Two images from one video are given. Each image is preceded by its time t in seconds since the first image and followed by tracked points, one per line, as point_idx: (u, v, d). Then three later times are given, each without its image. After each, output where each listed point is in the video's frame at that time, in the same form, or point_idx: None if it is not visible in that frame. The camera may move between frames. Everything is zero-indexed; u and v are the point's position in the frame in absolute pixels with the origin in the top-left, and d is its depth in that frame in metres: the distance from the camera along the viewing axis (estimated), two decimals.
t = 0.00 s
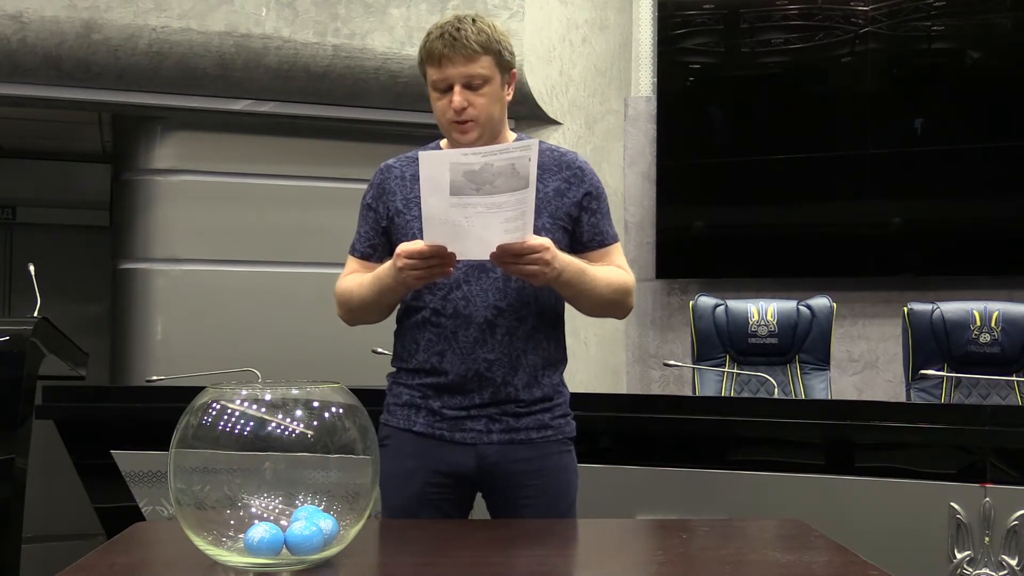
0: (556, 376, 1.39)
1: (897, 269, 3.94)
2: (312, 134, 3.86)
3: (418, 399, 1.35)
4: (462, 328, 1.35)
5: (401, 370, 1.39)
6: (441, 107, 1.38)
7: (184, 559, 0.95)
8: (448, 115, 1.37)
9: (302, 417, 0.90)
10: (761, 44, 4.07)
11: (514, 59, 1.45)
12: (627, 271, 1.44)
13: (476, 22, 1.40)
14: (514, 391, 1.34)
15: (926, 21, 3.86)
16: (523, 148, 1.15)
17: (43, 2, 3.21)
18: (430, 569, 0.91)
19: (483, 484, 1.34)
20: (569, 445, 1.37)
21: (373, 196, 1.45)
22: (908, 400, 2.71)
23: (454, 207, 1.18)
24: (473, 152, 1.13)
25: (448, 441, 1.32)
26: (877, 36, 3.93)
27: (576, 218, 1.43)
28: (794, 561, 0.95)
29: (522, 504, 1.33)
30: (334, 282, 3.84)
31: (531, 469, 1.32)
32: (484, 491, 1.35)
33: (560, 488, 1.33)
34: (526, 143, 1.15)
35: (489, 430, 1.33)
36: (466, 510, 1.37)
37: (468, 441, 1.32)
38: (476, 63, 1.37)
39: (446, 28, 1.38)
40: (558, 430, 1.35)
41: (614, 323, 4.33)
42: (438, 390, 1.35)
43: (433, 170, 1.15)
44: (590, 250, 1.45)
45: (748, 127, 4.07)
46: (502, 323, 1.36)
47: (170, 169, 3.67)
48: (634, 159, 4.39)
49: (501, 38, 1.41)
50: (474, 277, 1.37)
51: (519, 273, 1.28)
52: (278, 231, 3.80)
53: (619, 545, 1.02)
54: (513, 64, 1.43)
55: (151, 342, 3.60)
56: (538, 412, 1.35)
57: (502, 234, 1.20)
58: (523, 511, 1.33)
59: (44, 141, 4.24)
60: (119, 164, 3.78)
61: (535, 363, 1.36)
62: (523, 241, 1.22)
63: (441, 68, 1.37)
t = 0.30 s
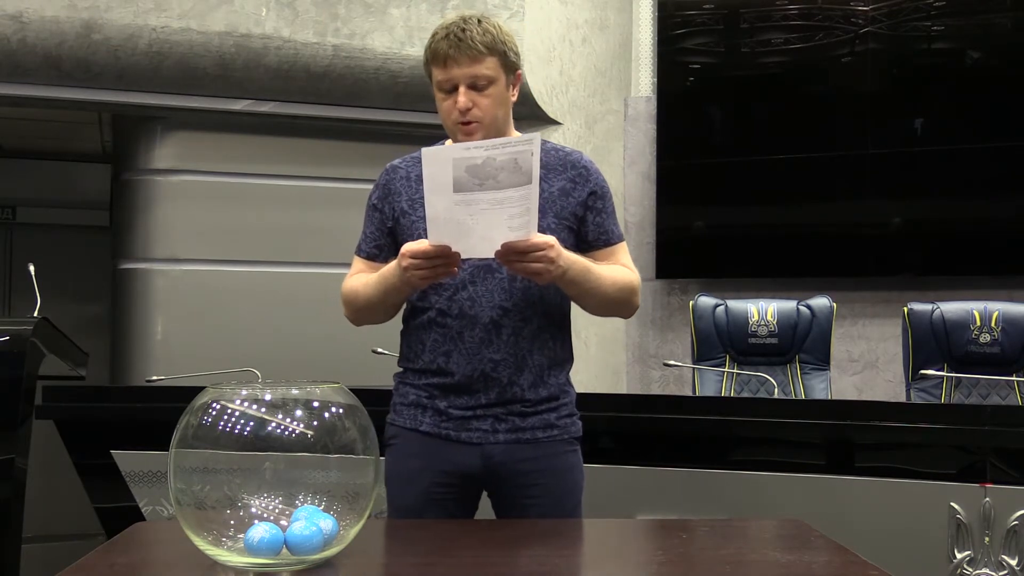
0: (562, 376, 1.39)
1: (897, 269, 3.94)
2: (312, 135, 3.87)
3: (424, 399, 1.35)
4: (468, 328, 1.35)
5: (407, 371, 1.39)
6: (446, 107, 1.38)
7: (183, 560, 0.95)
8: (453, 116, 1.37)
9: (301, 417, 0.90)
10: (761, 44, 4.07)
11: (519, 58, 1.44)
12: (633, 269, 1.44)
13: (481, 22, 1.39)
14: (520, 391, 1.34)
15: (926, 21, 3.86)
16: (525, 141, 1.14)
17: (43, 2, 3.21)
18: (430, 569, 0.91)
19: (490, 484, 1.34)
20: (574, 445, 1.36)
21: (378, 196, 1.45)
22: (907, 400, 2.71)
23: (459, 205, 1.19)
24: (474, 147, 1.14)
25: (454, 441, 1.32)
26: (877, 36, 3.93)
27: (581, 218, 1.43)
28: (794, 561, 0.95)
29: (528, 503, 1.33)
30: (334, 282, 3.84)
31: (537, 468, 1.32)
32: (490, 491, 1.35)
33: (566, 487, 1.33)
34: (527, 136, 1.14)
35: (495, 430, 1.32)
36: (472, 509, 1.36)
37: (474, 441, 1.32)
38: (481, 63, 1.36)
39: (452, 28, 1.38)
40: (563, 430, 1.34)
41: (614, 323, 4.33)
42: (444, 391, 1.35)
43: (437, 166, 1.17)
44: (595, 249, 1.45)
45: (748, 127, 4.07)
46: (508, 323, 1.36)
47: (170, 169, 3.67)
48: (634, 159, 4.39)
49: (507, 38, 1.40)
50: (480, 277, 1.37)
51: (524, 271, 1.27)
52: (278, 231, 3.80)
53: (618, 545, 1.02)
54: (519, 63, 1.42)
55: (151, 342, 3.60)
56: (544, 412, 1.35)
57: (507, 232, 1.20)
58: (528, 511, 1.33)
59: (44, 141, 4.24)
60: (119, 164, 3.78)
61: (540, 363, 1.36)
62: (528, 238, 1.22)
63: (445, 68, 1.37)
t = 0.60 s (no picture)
0: (567, 376, 1.38)
1: (898, 269, 3.94)
2: (311, 135, 3.87)
3: (428, 398, 1.35)
4: (473, 327, 1.35)
5: (412, 370, 1.40)
6: (451, 99, 1.38)
7: (184, 560, 0.95)
8: (458, 107, 1.37)
9: (302, 417, 0.90)
10: (761, 44, 4.07)
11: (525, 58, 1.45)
12: (639, 269, 1.44)
13: (489, 19, 1.41)
14: (524, 391, 1.34)
15: (926, 21, 3.86)
16: (537, 142, 1.18)
17: (43, 2, 3.21)
18: (430, 568, 0.91)
19: (493, 483, 1.34)
20: (578, 445, 1.36)
21: (381, 197, 1.45)
22: (908, 401, 2.71)
23: (471, 207, 1.22)
24: (486, 148, 1.17)
25: (458, 441, 1.32)
26: (877, 36, 3.93)
27: (586, 217, 1.43)
28: (794, 561, 0.95)
29: (532, 503, 1.33)
30: (334, 282, 3.84)
31: (540, 468, 1.32)
32: (494, 490, 1.35)
33: (570, 487, 1.33)
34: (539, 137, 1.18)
35: (498, 429, 1.32)
36: (474, 509, 1.37)
37: (477, 440, 1.32)
38: (487, 55, 1.37)
39: (460, 22, 1.39)
40: (567, 429, 1.34)
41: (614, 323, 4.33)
42: (448, 390, 1.35)
43: (450, 169, 1.20)
44: (601, 249, 1.44)
45: (748, 127, 4.07)
46: (512, 322, 1.35)
47: (170, 169, 3.67)
48: (634, 159, 4.39)
49: (514, 35, 1.41)
50: (484, 276, 1.37)
51: (535, 271, 1.26)
52: (278, 231, 3.80)
53: (618, 545, 1.02)
54: (525, 62, 1.43)
55: (151, 342, 3.60)
56: (548, 411, 1.34)
57: (518, 232, 1.22)
58: (532, 511, 1.33)
59: (44, 141, 4.24)
60: (119, 164, 3.78)
61: (545, 362, 1.36)
62: (538, 239, 1.23)
63: (452, 61, 1.38)
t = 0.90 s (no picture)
0: (571, 376, 1.38)
1: (898, 269, 3.94)
2: (311, 135, 3.87)
3: (432, 398, 1.36)
4: (477, 327, 1.35)
5: (417, 370, 1.40)
6: (461, 88, 1.38)
7: (184, 560, 0.95)
8: (468, 93, 1.37)
9: (301, 417, 0.90)
10: (761, 44, 4.07)
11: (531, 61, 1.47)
12: (646, 268, 1.45)
13: (498, 17, 1.44)
14: (528, 391, 1.34)
15: (926, 21, 3.86)
16: (544, 148, 1.17)
17: (43, 2, 3.20)
18: (430, 568, 0.91)
19: (497, 484, 1.34)
20: (583, 445, 1.36)
21: (389, 197, 1.46)
22: (907, 400, 2.71)
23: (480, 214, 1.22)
24: (494, 157, 1.17)
25: (461, 440, 1.32)
26: (877, 36, 3.93)
27: (593, 218, 1.43)
28: (793, 561, 0.95)
29: (536, 503, 1.33)
30: (334, 282, 3.84)
31: (543, 468, 1.32)
32: (498, 491, 1.35)
33: (573, 487, 1.32)
34: (547, 143, 1.17)
35: (502, 429, 1.33)
36: (479, 510, 1.37)
37: (481, 440, 1.32)
38: (497, 45, 1.39)
39: (469, 17, 1.42)
40: (571, 430, 1.34)
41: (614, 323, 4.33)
42: (452, 389, 1.35)
43: (460, 177, 1.20)
44: (608, 249, 1.45)
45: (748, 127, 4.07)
46: (516, 322, 1.35)
47: (170, 169, 3.67)
48: (634, 160, 4.39)
49: (522, 32, 1.44)
50: (489, 276, 1.37)
51: (543, 274, 1.27)
52: (278, 231, 3.80)
53: (618, 545, 1.02)
54: (532, 60, 1.45)
55: (151, 342, 3.60)
56: (552, 412, 1.34)
57: (526, 237, 1.21)
58: (534, 511, 1.33)
59: (44, 141, 4.24)
60: (119, 164, 3.78)
61: (549, 363, 1.36)
62: (546, 242, 1.23)
63: (462, 51, 1.39)
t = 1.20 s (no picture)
0: (578, 376, 1.38)
1: (898, 268, 3.94)
2: (311, 135, 3.87)
3: (440, 398, 1.36)
4: (483, 326, 1.35)
5: (424, 370, 1.40)
6: (467, 92, 1.38)
7: (184, 560, 0.95)
8: (475, 97, 1.36)
9: (301, 417, 0.90)
10: (761, 44, 4.08)
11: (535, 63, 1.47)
12: (654, 267, 1.44)
13: (502, 19, 1.43)
14: (535, 390, 1.34)
15: (926, 21, 3.86)
16: (549, 151, 1.16)
17: (43, 2, 3.20)
18: (431, 568, 0.91)
19: (504, 484, 1.34)
20: (589, 446, 1.36)
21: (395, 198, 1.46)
22: (907, 400, 2.71)
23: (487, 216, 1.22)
24: (500, 160, 1.17)
25: (469, 440, 1.32)
26: (877, 36, 3.93)
27: (600, 217, 1.43)
28: (794, 561, 0.95)
29: (542, 503, 1.32)
30: (334, 282, 3.84)
31: (549, 468, 1.32)
32: (505, 492, 1.35)
33: (580, 487, 1.32)
34: (552, 146, 1.16)
35: (509, 429, 1.33)
36: (486, 510, 1.36)
37: (488, 440, 1.32)
38: (502, 49, 1.38)
39: (474, 20, 1.41)
40: (578, 430, 1.34)
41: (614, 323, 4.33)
42: (459, 389, 1.35)
43: (467, 181, 1.21)
44: (616, 248, 1.44)
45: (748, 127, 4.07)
46: (523, 321, 1.35)
47: (170, 169, 3.67)
48: (635, 160, 4.39)
49: (526, 35, 1.44)
50: (495, 275, 1.37)
51: (551, 275, 1.26)
52: (278, 231, 3.80)
53: (618, 545, 1.02)
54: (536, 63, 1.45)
55: (151, 342, 3.60)
56: (559, 411, 1.34)
57: (533, 238, 1.22)
58: (540, 511, 1.33)
59: (43, 141, 4.24)
60: (119, 164, 3.78)
61: (556, 362, 1.36)
62: (554, 243, 1.22)
63: (467, 55, 1.39)
